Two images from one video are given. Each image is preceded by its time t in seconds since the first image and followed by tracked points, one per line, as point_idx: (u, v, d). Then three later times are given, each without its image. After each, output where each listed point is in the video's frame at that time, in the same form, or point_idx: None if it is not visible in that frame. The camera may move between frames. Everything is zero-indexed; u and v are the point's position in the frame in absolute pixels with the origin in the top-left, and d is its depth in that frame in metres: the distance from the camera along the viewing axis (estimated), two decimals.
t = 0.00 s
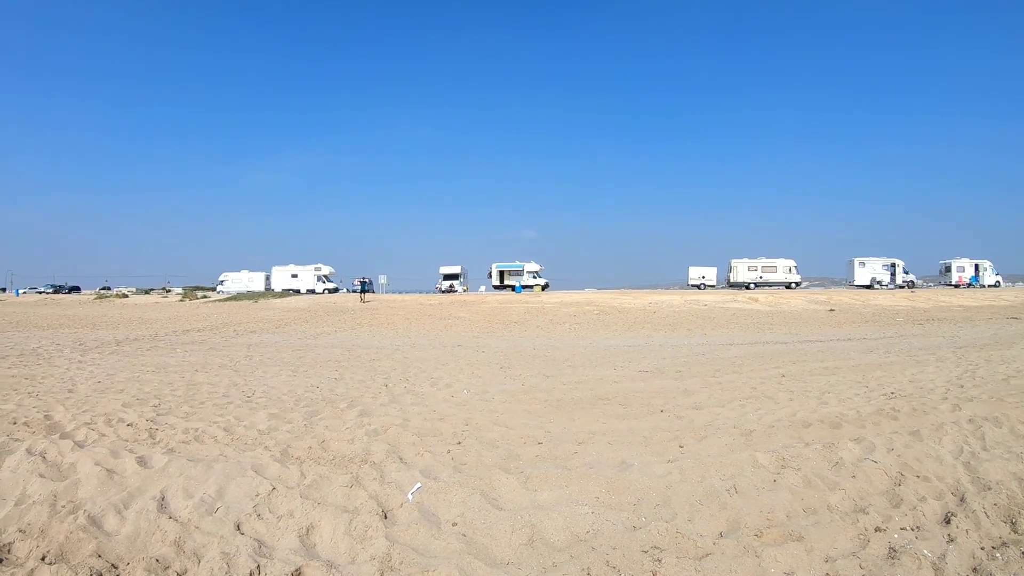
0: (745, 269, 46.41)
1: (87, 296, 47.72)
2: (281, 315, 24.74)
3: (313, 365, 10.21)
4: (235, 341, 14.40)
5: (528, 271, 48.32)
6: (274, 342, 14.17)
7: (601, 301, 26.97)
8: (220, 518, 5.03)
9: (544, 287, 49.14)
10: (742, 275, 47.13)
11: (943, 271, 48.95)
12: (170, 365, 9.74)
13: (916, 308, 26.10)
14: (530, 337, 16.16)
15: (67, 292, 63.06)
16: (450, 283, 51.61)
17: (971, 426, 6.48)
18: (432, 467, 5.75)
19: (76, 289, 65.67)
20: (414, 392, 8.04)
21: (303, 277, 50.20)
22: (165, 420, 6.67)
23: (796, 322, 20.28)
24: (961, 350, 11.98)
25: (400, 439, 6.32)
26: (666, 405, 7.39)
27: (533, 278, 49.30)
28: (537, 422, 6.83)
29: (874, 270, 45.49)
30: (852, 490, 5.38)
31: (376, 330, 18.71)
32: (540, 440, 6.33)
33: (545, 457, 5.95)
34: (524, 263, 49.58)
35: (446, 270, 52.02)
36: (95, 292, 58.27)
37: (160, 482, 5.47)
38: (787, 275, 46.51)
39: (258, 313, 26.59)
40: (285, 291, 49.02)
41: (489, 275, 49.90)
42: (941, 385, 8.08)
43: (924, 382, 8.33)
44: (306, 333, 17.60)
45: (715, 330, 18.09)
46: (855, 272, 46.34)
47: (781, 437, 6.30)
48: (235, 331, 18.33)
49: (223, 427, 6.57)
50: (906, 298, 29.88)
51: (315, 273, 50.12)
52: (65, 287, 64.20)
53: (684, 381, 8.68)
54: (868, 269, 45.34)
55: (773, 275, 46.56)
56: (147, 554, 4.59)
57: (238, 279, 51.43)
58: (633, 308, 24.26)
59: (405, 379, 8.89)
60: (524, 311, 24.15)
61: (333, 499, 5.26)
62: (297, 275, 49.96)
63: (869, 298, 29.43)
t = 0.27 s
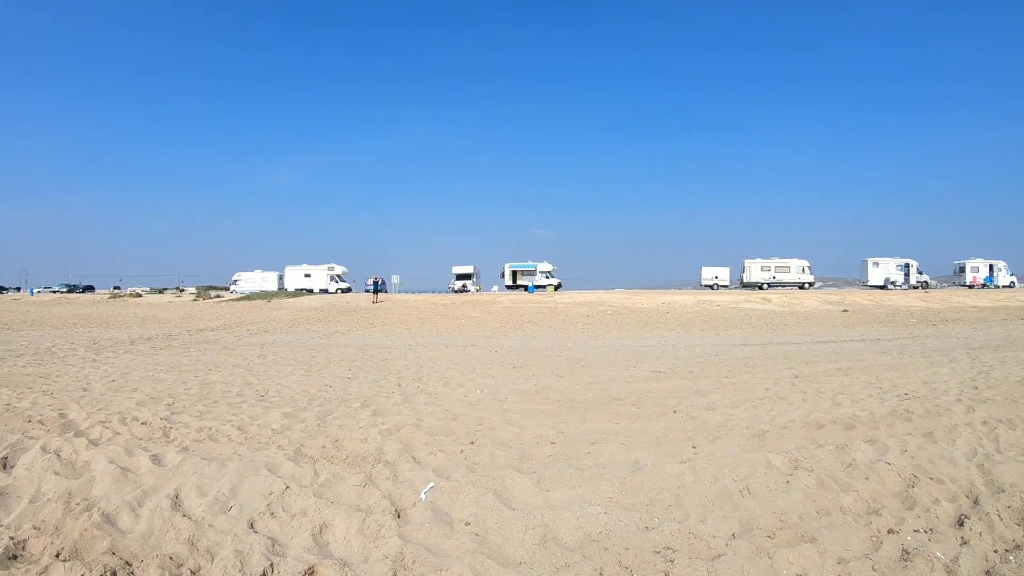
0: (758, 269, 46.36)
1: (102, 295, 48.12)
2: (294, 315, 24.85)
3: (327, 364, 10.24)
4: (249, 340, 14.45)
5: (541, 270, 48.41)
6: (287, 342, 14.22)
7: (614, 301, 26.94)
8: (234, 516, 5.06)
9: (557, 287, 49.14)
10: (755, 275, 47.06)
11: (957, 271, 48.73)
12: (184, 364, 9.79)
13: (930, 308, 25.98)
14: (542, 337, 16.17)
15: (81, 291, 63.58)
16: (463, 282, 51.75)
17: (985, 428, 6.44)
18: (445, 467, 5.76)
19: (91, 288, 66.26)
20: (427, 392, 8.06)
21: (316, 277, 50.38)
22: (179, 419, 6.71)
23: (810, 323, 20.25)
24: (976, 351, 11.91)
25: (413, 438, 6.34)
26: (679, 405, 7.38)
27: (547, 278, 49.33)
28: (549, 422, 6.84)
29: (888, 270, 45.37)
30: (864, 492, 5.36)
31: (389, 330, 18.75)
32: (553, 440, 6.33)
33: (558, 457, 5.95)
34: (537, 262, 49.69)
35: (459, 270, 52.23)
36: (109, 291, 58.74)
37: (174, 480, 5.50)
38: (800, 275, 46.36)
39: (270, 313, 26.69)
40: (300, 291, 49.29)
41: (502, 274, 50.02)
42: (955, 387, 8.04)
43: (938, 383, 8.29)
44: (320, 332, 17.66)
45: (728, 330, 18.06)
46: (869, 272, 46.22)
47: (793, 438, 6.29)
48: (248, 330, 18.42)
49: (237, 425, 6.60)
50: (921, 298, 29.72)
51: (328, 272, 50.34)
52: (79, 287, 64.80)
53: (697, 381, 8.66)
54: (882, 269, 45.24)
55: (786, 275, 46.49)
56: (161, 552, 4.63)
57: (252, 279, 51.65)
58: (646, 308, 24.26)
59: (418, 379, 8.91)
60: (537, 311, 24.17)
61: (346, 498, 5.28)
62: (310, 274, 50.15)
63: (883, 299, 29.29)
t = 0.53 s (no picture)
0: (771, 269, 46.25)
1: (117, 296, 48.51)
2: (308, 316, 24.94)
3: (340, 366, 10.26)
4: (262, 342, 14.50)
5: (554, 271, 48.49)
6: (301, 343, 14.26)
7: (627, 302, 26.91)
8: (249, 516, 5.08)
9: (570, 288, 49.14)
10: (769, 276, 46.94)
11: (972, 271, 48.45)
12: (198, 366, 9.83)
13: (946, 308, 25.85)
14: (556, 338, 16.16)
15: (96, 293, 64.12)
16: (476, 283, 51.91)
17: (1001, 429, 6.40)
18: (459, 468, 5.77)
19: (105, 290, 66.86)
20: (441, 393, 8.07)
21: (328, 278, 50.56)
22: (193, 420, 6.75)
23: (826, 323, 20.19)
24: (992, 351, 11.84)
25: (427, 439, 6.35)
26: (693, 406, 7.37)
27: (560, 279, 49.37)
28: (563, 423, 6.83)
29: (902, 270, 45.20)
30: (879, 494, 5.34)
31: (402, 331, 18.79)
32: (567, 441, 6.33)
33: (572, 458, 5.95)
34: (550, 263, 49.77)
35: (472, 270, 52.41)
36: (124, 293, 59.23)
37: (189, 480, 5.54)
38: (814, 275, 46.21)
39: (284, 314, 26.81)
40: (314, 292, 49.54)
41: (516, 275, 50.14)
42: (971, 388, 8.00)
43: (954, 385, 8.24)
44: (333, 334, 17.70)
45: (742, 331, 18.01)
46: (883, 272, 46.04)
47: (808, 439, 6.27)
48: (262, 331, 18.48)
49: (251, 426, 6.63)
50: (935, 299, 29.56)
51: (341, 273, 50.53)
52: (91, 289, 65.30)
53: (711, 382, 8.65)
54: (896, 270, 45.08)
55: (800, 275, 46.36)
56: (176, 551, 4.66)
57: (265, 279, 51.98)
58: (659, 309, 24.26)
59: (431, 380, 8.92)
60: (551, 312, 24.16)
61: (360, 499, 5.29)
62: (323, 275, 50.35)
63: (897, 299, 29.14)
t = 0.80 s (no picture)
0: (786, 270, 46.18)
1: (133, 298, 49.02)
2: (324, 318, 25.07)
3: (356, 367, 10.30)
4: (278, 344, 14.56)
5: (569, 272, 48.68)
6: (316, 345, 14.33)
7: (641, 303, 26.92)
8: (265, 517, 5.11)
9: (584, 288, 49.18)
10: (784, 277, 46.88)
11: (988, 271, 48.19)
12: (214, 367, 9.89)
13: (962, 309, 25.72)
14: (570, 340, 16.17)
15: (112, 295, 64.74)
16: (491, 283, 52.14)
17: (1019, 431, 6.36)
18: (475, 469, 5.78)
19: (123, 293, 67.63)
20: (457, 395, 8.08)
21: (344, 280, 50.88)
22: (210, 421, 6.79)
23: (842, 324, 20.16)
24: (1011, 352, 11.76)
25: (443, 441, 6.37)
26: (709, 408, 7.36)
27: (574, 280, 49.46)
28: (579, 425, 6.83)
29: (918, 270, 45.06)
30: (896, 496, 5.31)
31: (417, 333, 18.85)
32: (582, 443, 6.33)
33: (588, 459, 5.95)
34: (564, 265, 49.88)
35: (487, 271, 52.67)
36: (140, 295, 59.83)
37: (205, 481, 5.57)
38: (829, 276, 46.10)
39: (298, 315, 26.97)
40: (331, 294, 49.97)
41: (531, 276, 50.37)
42: (988, 389, 7.94)
43: (971, 386, 8.19)
44: (348, 335, 17.78)
45: (757, 332, 17.97)
46: (899, 272, 45.89)
47: (824, 441, 6.25)
48: (277, 333, 18.59)
49: (267, 428, 6.66)
50: (952, 299, 29.40)
51: (356, 274, 50.87)
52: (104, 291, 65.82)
53: (726, 383, 8.62)
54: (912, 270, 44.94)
55: (815, 276, 46.26)
56: (193, 552, 4.70)
57: (281, 281, 52.61)
58: (674, 310, 24.27)
59: (446, 381, 8.94)
60: (566, 313, 24.19)
61: (376, 500, 5.31)
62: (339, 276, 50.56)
63: (913, 299, 29.01)
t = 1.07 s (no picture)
0: (801, 270, 46.05)
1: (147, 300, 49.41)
2: (339, 319, 25.19)
3: (371, 368, 10.33)
4: (293, 345, 14.62)
5: (584, 273, 48.78)
6: (331, 346, 14.37)
7: (655, 304, 26.89)
8: (281, 518, 5.14)
9: (599, 288, 49.14)
10: (799, 276, 46.73)
11: (1006, 271, 47.83)
12: (230, 368, 9.95)
13: (980, 309, 25.53)
14: (585, 340, 16.16)
15: (127, 297, 65.28)
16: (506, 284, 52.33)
17: None
18: (490, 470, 5.79)
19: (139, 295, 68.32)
20: (472, 395, 8.09)
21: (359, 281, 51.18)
22: (226, 422, 6.84)
23: (860, 324, 20.07)
24: None
25: (459, 442, 6.38)
26: (725, 408, 7.35)
27: (589, 280, 49.50)
28: (594, 426, 6.83)
29: (935, 270, 44.81)
30: (913, 497, 5.28)
31: (432, 334, 18.89)
32: (598, 444, 6.33)
33: (603, 460, 5.95)
34: (579, 265, 49.93)
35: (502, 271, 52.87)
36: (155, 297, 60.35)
37: (222, 482, 5.61)
38: (844, 276, 45.90)
39: (313, 316, 27.11)
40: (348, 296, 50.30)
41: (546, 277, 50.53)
42: (1007, 389, 7.88)
43: (989, 387, 8.13)
44: (363, 336, 17.84)
45: (773, 332, 17.91)
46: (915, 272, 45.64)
47: (840, 441, 6.23)
48: (292, 334, 18.67)
49: (283, 429, 6.69)
50: (969, 299, 29.17)
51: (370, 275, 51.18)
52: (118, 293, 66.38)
53: (742, 384, 8.60)
54: (929, 269, 44.71)
55: (830, 276, 46.09)
56: (209, 552, 4.73)
57: (296, 284, 53.13)
58: (690, 310, 24.24)
59: (462, 382, 8.95)
60: (581, 314, 24.20)
61: (392, 501, 5.32)
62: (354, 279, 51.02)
63: (930, 299, 28.81)
